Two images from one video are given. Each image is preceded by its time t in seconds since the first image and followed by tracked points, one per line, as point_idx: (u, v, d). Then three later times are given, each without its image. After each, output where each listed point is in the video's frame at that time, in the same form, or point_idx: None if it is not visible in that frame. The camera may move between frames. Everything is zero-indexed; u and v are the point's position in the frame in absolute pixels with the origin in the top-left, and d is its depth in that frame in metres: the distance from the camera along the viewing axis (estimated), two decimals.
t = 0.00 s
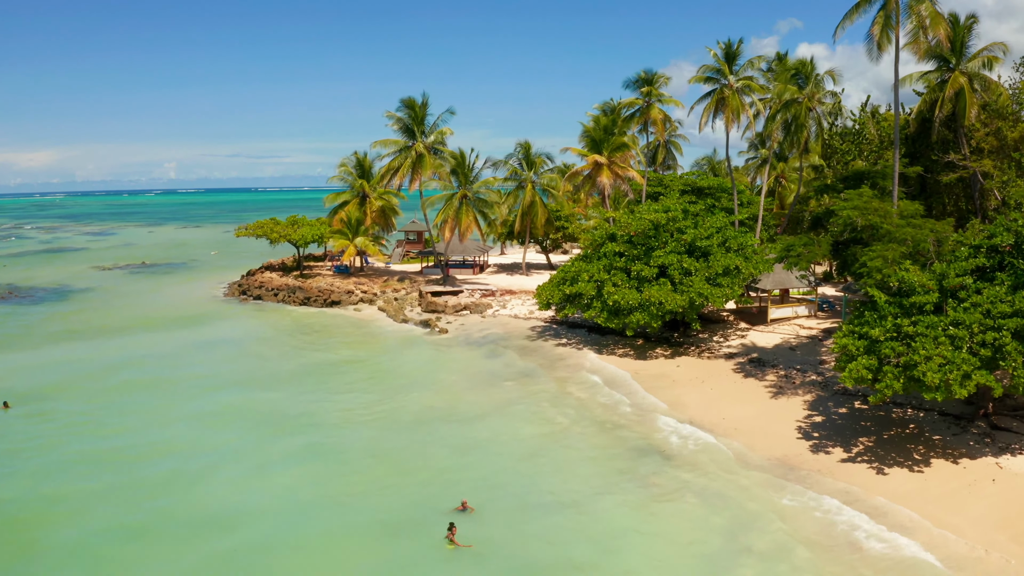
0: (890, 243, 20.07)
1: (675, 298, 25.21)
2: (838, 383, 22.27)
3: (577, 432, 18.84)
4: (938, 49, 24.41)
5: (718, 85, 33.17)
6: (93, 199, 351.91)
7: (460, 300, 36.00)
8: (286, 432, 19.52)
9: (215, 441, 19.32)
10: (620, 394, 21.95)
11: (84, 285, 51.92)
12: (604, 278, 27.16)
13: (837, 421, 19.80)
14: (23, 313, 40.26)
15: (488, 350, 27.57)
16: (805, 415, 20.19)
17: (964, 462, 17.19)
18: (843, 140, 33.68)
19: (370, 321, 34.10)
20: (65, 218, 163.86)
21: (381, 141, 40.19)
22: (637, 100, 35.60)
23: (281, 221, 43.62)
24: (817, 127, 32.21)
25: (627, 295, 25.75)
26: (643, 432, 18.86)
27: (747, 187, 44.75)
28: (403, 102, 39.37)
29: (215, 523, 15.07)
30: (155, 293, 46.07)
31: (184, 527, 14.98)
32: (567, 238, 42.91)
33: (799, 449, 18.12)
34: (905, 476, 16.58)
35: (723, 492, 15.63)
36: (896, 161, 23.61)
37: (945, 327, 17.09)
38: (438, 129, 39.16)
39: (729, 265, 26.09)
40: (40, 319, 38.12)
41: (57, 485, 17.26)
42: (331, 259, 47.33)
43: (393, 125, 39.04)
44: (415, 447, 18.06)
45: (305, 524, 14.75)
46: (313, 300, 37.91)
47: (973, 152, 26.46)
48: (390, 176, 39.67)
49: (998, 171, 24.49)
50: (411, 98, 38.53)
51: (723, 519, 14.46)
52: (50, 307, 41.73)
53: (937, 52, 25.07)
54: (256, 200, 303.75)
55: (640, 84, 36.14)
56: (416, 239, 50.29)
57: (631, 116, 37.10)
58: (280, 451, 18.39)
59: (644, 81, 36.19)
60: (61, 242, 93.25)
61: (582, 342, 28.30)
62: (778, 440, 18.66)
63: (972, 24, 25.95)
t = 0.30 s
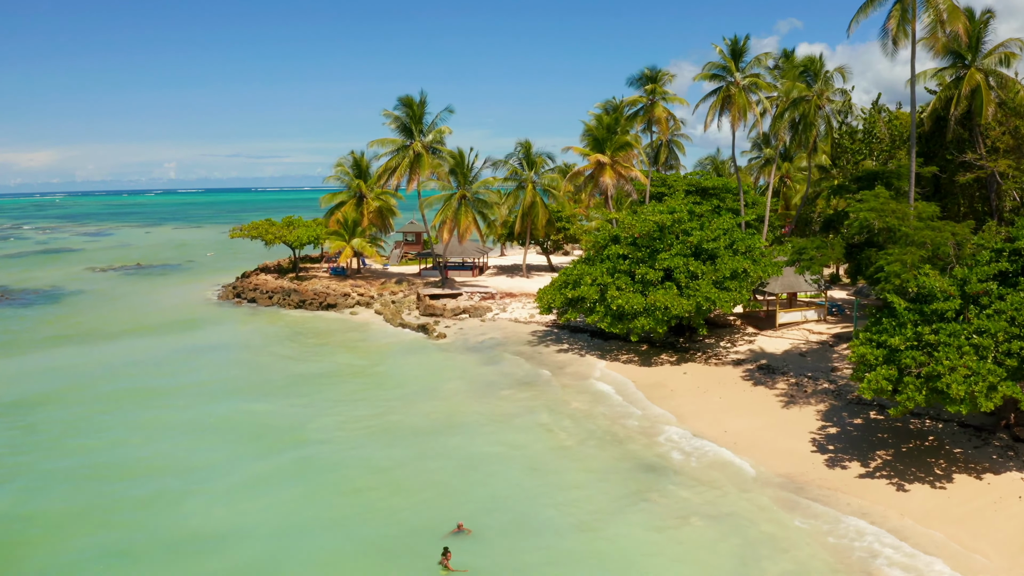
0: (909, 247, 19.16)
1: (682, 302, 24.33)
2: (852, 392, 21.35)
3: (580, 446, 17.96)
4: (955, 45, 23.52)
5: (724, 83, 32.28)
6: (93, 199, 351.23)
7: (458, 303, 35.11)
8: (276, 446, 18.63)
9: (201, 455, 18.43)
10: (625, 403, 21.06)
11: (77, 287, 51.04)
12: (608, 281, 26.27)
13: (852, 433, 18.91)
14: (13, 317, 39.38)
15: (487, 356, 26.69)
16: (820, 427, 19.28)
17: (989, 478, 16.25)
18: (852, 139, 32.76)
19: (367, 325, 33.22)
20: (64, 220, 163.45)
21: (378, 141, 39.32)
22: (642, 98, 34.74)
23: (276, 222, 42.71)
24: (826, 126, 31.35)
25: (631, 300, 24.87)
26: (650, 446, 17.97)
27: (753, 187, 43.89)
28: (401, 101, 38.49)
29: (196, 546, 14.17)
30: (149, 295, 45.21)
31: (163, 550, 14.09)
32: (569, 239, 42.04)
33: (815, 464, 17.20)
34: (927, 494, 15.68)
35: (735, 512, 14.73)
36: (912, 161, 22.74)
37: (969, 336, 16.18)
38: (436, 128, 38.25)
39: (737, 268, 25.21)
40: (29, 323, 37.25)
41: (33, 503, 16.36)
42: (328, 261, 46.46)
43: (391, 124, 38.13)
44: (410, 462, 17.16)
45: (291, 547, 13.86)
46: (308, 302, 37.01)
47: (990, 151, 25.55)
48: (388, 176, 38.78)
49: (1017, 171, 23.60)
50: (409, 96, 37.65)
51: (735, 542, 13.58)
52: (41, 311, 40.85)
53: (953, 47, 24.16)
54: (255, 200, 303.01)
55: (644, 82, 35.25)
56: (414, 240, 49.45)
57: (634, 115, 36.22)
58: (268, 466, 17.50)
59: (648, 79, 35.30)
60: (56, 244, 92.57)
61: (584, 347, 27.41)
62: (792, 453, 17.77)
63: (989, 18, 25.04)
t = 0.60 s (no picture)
0: (928, 250, 18.26)
1: (688, 307, 23.47)
2: (867, 401, 20.50)
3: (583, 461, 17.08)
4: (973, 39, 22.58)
5: (730, 80, 31.39)
6: (91, 199, 350.34)
7: (458, 307, 34.26)
8: (263, 461, 17.75)
9: (184, 470, 17.56)
10: (629, 413, 20.21)
11: (69, 289, 50.19)
12: (611, 284, 25.39)
13: (869, 445, 18.01)
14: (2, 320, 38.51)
15: (486, 362, 25.85)
16: (834, 438, 18.40)
17: (1015, 495, 15.37)
18: (863, 138, 31.86)
19: (363, 329, 32.38)
20: (61, 219, 162.41)
21: (375, 140, 38.45)
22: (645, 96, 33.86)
23: (271, 223, 41.82)
24: (835, 125, 30.46)
25: (636, 304, 24.00)
26: (656, 461, 17.09)
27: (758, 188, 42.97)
28: (399, 99, 37.62)
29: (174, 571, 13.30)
30: (142, 298, 44.37)
31: None
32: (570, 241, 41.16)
33: (830, 480, 16.33)
34: (951, 513, 14.77)
35: (747, 535, 13.85)
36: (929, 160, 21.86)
37: (996, 345, 15.27)
38: (434, 127, 37.42)
39: (745, 271, 24.36)
40: (18, 327, 36.39)
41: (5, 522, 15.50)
42: (325, 263, 45.61)
43: (389, 122, 37.28)
44: (403, 479, 16.28)
45: (274, 573, 12.98)
46: (303, 305, 36.17)
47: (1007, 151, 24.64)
48: (385, 176, 37.88)
49: None
50: (407, 94, 36.80)
51: (748, 568, 12.73)
52: (30, 314, 39.98)
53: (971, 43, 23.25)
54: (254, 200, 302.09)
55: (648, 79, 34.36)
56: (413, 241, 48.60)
57: (637, 113, 35.34)
58: (253, 483, 16.63)
59: (652, 76, 34.40)
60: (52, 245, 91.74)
61: (586, 353, 26.50)
62: (805, 468, 16.90)
63: (1007, 12, 24.15)
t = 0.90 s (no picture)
0: (950, 254, 17.35)
1: (695, 312, 22.58)
2: (883, 410, 19.62)
3: (584, 478, 16.20)
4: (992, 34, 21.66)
5: (737, 77, 30.52)
6: (91, 199, 349.61)
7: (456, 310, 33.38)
8: (249, 477, 16.86)
9: (165, 486, 16.67)
10: (634, 425, 19.33)
11: (62, 291, 49.32)
12: (615, 288, 24.50)
13: (887, 459, 17.13)
14: None
15: (485, 368, 24.95)
16: (851, 452, 17.50)
17: None
18: (874, 136, 30.95)
19: (359, 333, 31.51)
20: (59, 219, 161.88)
21: (372, 139, 37.58)
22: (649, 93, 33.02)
23: (266, 223, 40.92)
24: (844, 123, 29.57)
25: (641, 309, 23.12)
26: (661, 477, 16.21)
27: (763, 188, 42.08)
28: (396, 97, 36.74)
29: None
30: (134, 300, 43.51)
31: None
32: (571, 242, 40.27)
33: (848, 497, 15.43)
34: (977, 533, 13.87)
35: (761, 560, 12.97)
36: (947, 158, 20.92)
37: None
38: (432, 125, 36.55)
39: (754, 274, 23.50)
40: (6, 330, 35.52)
41: None
42: (321, 264, 44.75)
43: (386, 121, 36.44)
44: (393, 498, 15.39)
45: None
46: (298, 308, 35.29)
47: None
48: (382, 176, 36.99)
49: None
50: (404, 92, 35.96)
51: None
52: (19, 317, 39.10)
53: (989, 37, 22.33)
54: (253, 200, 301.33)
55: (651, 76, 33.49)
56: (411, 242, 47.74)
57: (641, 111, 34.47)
58: (237, 501, 15.74)
59: (656, 73, 33.51)
60: (48, 245, 91.05)
61: (589, 359, 25.59)
62: (821, 484, 16.01)
63: None
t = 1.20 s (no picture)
0: (974, 258, 16.43)
1: (703, 317, 21.70)
2: (900, 421, 18.72)
3: (585, 497, 15.37)
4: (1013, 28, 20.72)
5: (744, 74, 29.65)
6: (90, 199, 349.09)
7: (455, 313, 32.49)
8: (233, 494, 16.02)
9: (144, 503, 15.85)
10: (639, 437, 18.47)
11: (55, 293, 48.51)
12: (619, 292, 23.60)
13: (907, 473, 16.25)
14: None
15: (483, 375, 24.11)
16: (869, 466, 16.61)
17: None
18: (884, 135, 30.08)
19: (354, 337, 30.67)
20: (57, 219, 161.29)
21: (369, 137, 36.69)
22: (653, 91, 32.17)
23: (261, 224, 40.06)
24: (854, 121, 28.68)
25: (646, 313, 22.23)
26: (669, 496, 15.36)
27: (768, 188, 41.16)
28: (394, 94, 35.84)
29: None
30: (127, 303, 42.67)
31: None
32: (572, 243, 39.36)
33: (866, 516, 14.57)
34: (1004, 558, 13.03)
35: None
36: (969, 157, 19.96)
37: None
38: (430, 124, 35.67)
39: (764, 277, 22.62)
40: None
41: None
42: (318, 265, 43.90)
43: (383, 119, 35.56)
44: (384, 518, 14.56)
45: None
46: (293, 312, 34.44)
47: None
48: (379, 175, 36.09)
49: None
50: (402, 90, 35.11)
51: None
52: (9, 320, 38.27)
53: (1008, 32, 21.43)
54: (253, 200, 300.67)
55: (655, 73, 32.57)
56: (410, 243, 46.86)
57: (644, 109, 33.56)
58: (220, 521, 14.92)
59: (659, 70, 32.59)
60: (45, 245, 90.49)
61: (592, 366, 24.72)
62: (837, 503, 15.14)
63: None
